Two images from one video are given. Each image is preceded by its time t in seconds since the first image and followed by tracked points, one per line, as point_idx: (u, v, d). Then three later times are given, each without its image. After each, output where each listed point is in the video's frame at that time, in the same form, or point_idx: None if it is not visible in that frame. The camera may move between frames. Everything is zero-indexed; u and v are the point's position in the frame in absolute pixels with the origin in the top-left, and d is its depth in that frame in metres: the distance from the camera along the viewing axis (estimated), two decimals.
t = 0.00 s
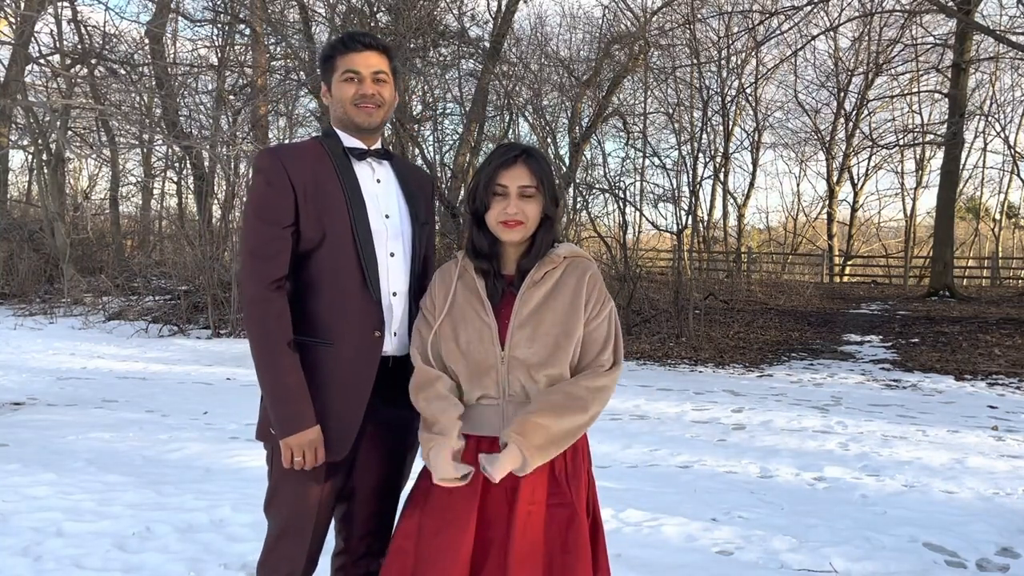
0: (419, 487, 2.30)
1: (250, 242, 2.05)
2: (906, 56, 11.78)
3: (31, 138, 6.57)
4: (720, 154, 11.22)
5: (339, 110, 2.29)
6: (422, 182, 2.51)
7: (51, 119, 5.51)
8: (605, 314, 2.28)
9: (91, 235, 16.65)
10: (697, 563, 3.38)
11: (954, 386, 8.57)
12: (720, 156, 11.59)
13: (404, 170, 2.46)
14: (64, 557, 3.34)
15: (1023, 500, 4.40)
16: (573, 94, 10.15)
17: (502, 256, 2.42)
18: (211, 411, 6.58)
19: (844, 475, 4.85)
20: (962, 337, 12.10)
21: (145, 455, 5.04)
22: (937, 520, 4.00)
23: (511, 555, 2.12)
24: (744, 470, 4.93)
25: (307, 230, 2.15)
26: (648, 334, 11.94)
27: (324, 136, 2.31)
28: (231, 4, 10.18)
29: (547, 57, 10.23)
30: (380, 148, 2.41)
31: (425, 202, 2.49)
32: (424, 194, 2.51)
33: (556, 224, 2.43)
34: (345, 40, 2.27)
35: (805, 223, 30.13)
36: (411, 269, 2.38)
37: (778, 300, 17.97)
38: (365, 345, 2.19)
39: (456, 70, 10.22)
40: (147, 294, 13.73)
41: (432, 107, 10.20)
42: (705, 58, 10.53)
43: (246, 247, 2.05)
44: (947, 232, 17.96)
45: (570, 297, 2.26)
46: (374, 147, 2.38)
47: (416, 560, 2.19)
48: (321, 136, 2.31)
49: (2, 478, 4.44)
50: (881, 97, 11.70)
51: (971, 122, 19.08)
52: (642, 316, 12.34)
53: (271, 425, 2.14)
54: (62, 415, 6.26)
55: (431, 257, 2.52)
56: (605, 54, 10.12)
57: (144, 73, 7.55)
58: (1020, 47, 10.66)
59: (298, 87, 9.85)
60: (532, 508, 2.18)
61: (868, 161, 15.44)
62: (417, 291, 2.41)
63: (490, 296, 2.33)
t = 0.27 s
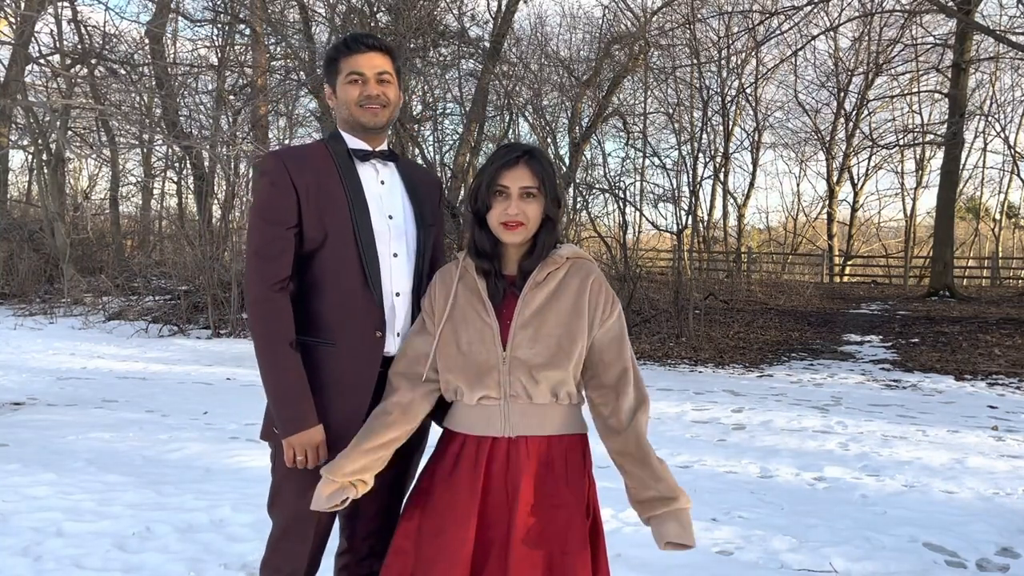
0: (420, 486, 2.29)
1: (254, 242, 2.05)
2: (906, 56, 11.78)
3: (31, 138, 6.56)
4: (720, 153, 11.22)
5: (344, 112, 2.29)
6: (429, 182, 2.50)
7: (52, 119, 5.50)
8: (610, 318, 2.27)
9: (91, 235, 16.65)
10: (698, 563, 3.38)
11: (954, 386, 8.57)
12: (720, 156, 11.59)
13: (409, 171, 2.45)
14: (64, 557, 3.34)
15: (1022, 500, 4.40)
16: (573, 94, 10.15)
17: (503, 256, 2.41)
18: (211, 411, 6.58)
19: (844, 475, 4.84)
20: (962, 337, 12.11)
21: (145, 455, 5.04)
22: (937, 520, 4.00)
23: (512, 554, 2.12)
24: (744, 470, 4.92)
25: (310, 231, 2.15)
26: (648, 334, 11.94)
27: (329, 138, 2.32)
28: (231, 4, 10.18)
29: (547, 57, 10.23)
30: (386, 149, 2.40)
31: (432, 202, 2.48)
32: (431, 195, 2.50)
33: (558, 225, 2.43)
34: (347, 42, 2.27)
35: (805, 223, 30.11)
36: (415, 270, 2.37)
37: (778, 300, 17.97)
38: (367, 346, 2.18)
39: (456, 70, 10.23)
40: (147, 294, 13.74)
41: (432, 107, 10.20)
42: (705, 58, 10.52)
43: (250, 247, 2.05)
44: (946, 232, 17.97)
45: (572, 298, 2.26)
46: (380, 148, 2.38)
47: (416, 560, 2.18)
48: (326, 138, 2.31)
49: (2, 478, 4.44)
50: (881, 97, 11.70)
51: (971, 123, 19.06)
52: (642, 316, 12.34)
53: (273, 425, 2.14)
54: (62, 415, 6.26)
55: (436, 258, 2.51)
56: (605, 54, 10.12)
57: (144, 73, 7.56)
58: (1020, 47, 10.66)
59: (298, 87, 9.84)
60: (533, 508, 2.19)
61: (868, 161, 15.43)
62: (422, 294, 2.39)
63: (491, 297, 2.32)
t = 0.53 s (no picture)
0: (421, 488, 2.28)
1: (255, 242, 2.06)
2: (906, 56, 11.78)
3: (31, 138, 6.56)
4: (720, 153, 11.21)
5: (345, 113, 2.30)
6: (432, 182, 2.50)
7: (51, 119, 5.50)
8: (611, 321, 2.27)
9: (91, 235, 16.65)
10: (698, 564, 3.38)
11: (954, 386, 8.57)
12: (720, 156, 11.59)
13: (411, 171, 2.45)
14: (64, 557, 3.34)
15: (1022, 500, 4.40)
16: (573, 94, 10.15)
17: (504, 255, 2.41)
18: (211, 411, 6.58)
19: (844, 475, 4.84)
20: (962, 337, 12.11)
21: (145, 455, 5.04)
22: (937, 520, 4.00)
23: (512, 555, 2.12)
24: (744, 470, 4.92)
25: (311, 231, 2.15)
26: (649, 334, 11.93)
27: (330, 140, 2.32)
28: (231, 4, 10.18)
29: (547, 57, 10.24)
30: (387, 150, 2.39)
31: (434, 200, 2.48)
32: (434, 195, 2.49)
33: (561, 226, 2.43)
34: (347, 43, 2.27)
35: (805, 223, 30.11)
36: (416, 270, 2.36)
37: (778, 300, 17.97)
38: (366, 346, 2.18)
39: (456, 70, 10.24)
40: (147, 294, 13.75)
41: (432, 107, 10.20)
42: (705, 58, 10.52)
43: (251, 248, 2.06)
44: (946, 232, 17.96)
45: (573, 299, 2.26)
46: (381, 149, 2.37)
47: (417, 561, 2.19)
48: (327, 140, 2.31)
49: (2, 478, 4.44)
50: (881, 97, 11.71)
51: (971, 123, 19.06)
52: (642, 316, 12.34)
53: (274, 426, 2.15)
54: (62, 415, 6.26)
55: (438, 258, 2.51)
56: (605, 54, 10.12)
57: (143, 73, 7.57)
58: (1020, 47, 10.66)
59: (298, 87, 9.84)
60: (533, 509, 2.19)
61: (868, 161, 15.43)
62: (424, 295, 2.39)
63: (492, 297, 2.32)
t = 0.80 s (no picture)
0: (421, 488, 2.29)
1: (255, 242, 2.06)
2: (906, 56, 11.77)
3: (31, 138, 6.56)
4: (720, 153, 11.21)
5: (345, 113, 2.30)
6: (433, 183, 2.50)
7: (51, 119, 5.50)
8: (613, 320, 2.27)
9: (90, 235, 16.64)
10: (697, 564, 3.38)
11: (954, 386, 8.57)
12: (721, 156, 11.58)
13: (412, 171, 2.45)
14: (64, 557, 3.34)
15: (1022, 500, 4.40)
16: (573, 94, 10.16)
17: (506, 255, 2.42)
18: (211, 411, 6.58)
19: (844, 475, 4.84)
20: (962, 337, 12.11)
21: (145, 455, 5.04)
22: (937, 520, 4.00)
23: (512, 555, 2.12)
24: (744, 470, 4.92)
25: (311, 231, 2.15)
26: (649, 334, 11.93)
27: (330, 141, 2.32)
28: (231, 4, 10.18)
29: (547, 57, 10.24)
30: (387, 150, 2.39)
31: (435, 201, 2.48)
32: (435, 195, 2.50)
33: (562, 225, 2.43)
34: (348, 44, 2.27)
35: (805, 223, 30.11)
36: (416, 270, 2.36)
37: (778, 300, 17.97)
38: (366, 346, 2.18)
39: (456, 70, 10.24)
40: (147, 294, 13.76)
41: (432, 107, 10.21)
42: (705, 58, 10.51)
43: (251, 247, 2.06)
44: (947, 232, 17.96)
45: (575, 298, 2.27)
46: (381, 149, 2.37)
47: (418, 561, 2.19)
48: (328, 140, 2.31)
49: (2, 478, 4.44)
50: (881, 97, 11.71)
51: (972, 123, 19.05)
52: (642, 316, 12.34)
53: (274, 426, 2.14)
54: (62, 415, 6.26)
55: (438, 258, 2.51)
56: (605, 54, 10.12)
57: (144, 73, 7.57)
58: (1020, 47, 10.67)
59: (298, 87, 9.84)
60: (534, 508, 2.18)
61: (869, 161, 15.43)
62: (424, 295, 2.39)
63: (493, 296, 2.32)
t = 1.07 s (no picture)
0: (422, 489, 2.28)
1: (255, 242, 2.05)
2: (906, 56, 11.77)
3: (31, 138, 6.56)
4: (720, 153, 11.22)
5: (343, 112, 2.30)
6: (431, 184, 2.51)
7: (52, 119, 5.50)
8: (619, 322, 2.28)
9: (91, 235, 16.65)
10: (697, 563, 3.38)
11: (954, 386, 8.57)
12: (721, 156, 11.60)
13: (411, 172, 2.45)
14: (64, 557, 3.34)
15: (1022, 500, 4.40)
16: (573, 94, 10.17)
17: (508, 255, 2.42)
18: (211, 411, 6.58)
19: (844, 475, 4.85)
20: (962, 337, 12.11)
21: (145, 455, 5.04)
22: (937, 520, 4.00)
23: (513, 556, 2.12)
24: (744, 470, 4.92)
25: (311, 232, 2.15)
26: (649, 334, 11.94)
27: (329, 141, 2.31)
28: (231, 4, 10.19)
29: (547, 57, 10.24)
30: (386, 150, 2.39)
31: (433, 202, 2.49)
32: (433, 196, 2.50)
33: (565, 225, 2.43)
34: (347, 42, 2.27)
35: (805, 223, 30.11)
36: (416, 270, 2.36)
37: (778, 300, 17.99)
38: (366, 346, 2.18)
39: (456, 70, 10.24)
40: (147, 294, 13.78)
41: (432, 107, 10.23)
42: (705, 58, 10.52)
43: (250, 248, 2.06)
44: (946, 232, 17.97)
45: (578, 298, 2.27)
46: (380, 148, 2.37)
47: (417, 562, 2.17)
48: (326, 140, 2.31)
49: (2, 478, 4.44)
50: (881, 97, 11.71)
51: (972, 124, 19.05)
52: (642, 316, 12.35)
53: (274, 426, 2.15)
54: (62, 415, 6.26)
55: (438, 258, 2.51)
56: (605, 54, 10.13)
57: (144, 73, 7.58)
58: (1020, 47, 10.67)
59: (298, 87, 9.84)
60: (534, 510, 2.18)
61: (869, 161, 15.42)
62: (424, 296, 2.39)
63: (494, 296, 2.32)
